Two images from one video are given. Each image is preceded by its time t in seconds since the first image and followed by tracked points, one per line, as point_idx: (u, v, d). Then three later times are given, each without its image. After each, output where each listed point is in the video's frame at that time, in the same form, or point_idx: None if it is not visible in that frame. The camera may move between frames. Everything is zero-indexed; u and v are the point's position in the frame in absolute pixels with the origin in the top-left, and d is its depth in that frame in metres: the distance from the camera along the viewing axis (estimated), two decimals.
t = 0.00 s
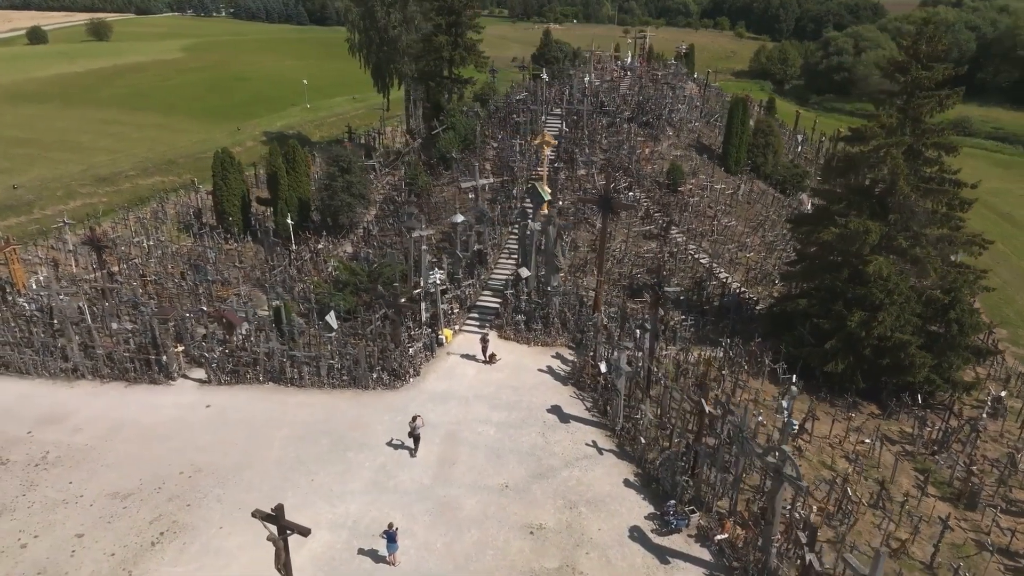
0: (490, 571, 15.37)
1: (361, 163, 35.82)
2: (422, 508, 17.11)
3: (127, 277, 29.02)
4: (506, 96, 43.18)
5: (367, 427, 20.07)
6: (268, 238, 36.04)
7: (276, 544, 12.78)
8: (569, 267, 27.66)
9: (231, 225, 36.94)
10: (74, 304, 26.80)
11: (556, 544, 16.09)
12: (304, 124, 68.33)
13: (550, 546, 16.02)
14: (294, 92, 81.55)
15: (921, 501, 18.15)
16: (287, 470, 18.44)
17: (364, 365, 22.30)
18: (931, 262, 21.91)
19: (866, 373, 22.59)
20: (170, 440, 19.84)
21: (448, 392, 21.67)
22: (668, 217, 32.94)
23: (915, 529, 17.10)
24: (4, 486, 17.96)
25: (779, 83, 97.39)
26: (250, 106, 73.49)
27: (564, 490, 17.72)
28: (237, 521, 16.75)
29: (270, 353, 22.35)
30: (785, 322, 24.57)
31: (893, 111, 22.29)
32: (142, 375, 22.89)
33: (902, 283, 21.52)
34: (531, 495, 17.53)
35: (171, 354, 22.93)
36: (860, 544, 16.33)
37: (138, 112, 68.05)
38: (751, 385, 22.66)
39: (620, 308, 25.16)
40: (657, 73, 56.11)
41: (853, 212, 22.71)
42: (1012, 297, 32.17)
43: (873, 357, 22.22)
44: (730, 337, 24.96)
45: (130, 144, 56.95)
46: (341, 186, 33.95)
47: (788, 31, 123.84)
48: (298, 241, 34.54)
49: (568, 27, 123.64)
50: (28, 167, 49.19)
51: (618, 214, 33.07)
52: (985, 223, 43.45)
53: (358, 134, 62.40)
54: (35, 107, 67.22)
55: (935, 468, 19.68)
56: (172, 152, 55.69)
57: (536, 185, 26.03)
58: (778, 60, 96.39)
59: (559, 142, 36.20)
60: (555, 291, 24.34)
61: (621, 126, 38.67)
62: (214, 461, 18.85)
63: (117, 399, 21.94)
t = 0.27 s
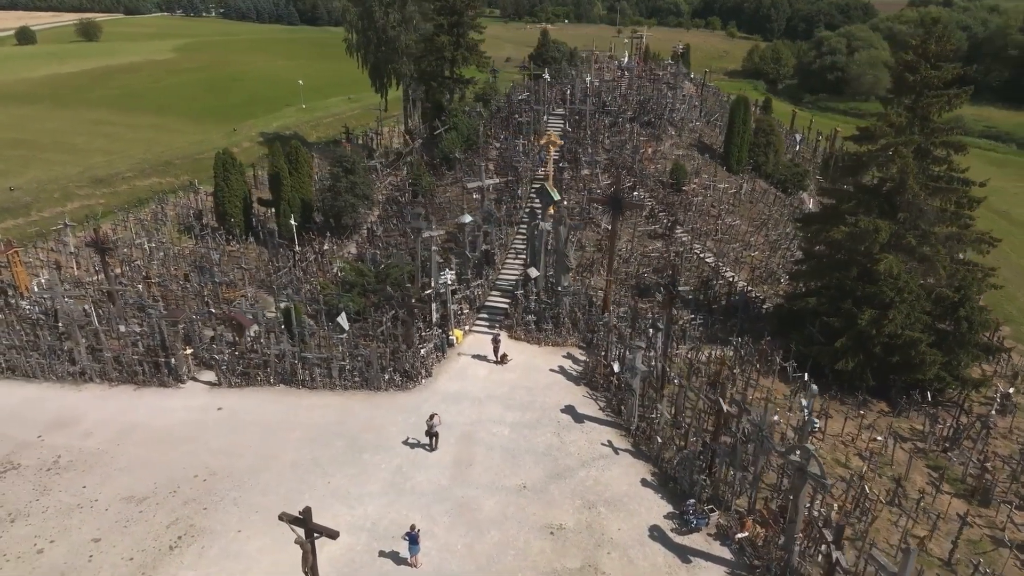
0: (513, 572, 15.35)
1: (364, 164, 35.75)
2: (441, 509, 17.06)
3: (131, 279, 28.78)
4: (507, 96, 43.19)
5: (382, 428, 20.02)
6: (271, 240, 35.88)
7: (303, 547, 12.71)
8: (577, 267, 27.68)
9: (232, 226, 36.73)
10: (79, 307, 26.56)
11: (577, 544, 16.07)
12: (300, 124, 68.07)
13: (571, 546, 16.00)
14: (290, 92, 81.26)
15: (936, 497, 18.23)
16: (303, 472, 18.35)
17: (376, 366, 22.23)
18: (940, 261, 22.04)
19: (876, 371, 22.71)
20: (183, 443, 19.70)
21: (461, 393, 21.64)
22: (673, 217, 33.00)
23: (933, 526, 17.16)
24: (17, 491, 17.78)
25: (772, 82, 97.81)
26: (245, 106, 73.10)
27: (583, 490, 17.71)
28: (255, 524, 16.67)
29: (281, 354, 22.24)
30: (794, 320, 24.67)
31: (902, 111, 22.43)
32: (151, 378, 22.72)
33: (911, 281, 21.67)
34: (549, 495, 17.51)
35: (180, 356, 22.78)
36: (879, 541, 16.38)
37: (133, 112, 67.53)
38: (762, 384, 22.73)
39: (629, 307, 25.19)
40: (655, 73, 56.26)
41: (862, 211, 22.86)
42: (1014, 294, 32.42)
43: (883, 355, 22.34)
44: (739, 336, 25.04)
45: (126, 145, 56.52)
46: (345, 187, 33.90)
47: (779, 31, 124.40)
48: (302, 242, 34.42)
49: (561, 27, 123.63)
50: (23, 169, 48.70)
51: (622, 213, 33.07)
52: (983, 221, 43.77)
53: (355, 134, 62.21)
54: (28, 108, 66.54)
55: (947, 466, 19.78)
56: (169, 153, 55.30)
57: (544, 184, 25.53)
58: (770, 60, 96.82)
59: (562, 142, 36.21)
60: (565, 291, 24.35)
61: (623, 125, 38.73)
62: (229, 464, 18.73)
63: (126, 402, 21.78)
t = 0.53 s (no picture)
0: (534, 572, 15.34)
1: (367, 164, 35.68)
2: (459, 511, 17.03)
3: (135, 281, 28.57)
4: (509, 96, 43.22)
5: (396, 430, 19.95)
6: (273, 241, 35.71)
7: (331, 550, 12.66)
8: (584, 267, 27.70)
9: (234, 228, 36.54)
10: (84, 310, 26.34)
11: (598, 544, 16.08)
12: (296, 125, 67.83)
13: (591, 546, 16.00)
14: (285, 92, 80.94)
15: (951, 494, 18.34)
16: (319, 475, 18.28)
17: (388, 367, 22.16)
18: (949, 259, 22.19)
19: (885, 369, 22.84)
20: (196, 447, 19.59)
21: (473, 393, 21.60)
22: (677, 216, 33.08)
23: (948, 522, 17.27)
24: (30, 496, 17.62)
25: (765, 82, 98.23)
26: (240, 107, 72.69)
27: (600, 490, 17.72)
28: (273, 527, 16.59)
29: (292, 356, 22.14)
30: (802, 319, 24.79)
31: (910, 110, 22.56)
32: (161, 381, 22.58)
33: (921, 279, 21.81)
34: (567, 495, 17.50)
35: (190, 359, 22.64)
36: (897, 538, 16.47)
37: (127, 113, 67.00)
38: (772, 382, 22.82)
39: (638, 307, 25.21)
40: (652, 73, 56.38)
41: (871, 210, 22.99)
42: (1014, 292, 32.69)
43: (892, 353, 22.47)
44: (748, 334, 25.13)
45: (121, 146, 56.09)
46: (348, 188, 33.85)
47: (770, 31, 124.93)
48: (305, 244, 34.30)
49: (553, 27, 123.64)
50: (19, 171, 48.24)
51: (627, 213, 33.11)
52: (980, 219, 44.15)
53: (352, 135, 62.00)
54: (21, 109, 65.90)
55: (959, 462, 19.91)
56: (165, 154, 54.93)
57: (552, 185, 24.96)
58: (763, 59, 97.26)
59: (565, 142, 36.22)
60: (575, 291, 24.35)
61: (625, 125, 38.79)
62: (244, 467, 18.65)
63: (136, 406, 21.62)
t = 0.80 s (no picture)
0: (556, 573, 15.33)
1: (370, 165, 35.55)
2: (478, 512, 16.99)
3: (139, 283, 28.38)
4: (510, 97, 43.21)
5: (410, 431, 19.89)
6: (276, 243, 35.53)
7: (358, 553, 12.62)
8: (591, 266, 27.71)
9: (236, 229, 36.33)
10: (88, 313, 26.13)
11: (618, 544, 16.08)
12: (292, 125, 67.56)
13: (612, 546, 16.00)
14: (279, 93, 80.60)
15: (965, 491, 18.46)
16: (335, 477, 18.20)
17: (399, 369, 22.09)
18: (958, 257, 22.34)
19: (894, 367, 22.99)
20: (209, 450, 19.46)
21: (486, 394, 21.57)
22: (681, 216, 33.14)
23: (964, 518, 17.37)
24: (43, 501, 17.44)
25: (758, 81, 98.58)
26: (234, 107, 72.28)
27: (618, 490, 17.73)
28: (292, 531, 16.50)
29: (303, 358, 22.03)
30: (810, 318, 24.90)
31: (919, 109, 22.69)
32: (170, 384, 22.41)
33: (930, 277, 21.94)
34: (585, 495, 17.50)
35: (199, 361, 22.48)
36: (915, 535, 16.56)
37: (121, 114, 66.47)
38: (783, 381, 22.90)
39: (647, 306, 25.23)
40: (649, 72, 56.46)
41: (879, 209, 23.11)
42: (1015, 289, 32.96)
43: (902, 351, 22.60)
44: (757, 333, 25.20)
45: (117, 147, 55.67)
46: (352, 188, 33.74)
47: (762, 30, 125.40)
48: (308, 245, 34.15)
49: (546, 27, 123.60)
50: (14, 173, 47.77)
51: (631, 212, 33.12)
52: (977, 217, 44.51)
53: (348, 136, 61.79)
54: (13, 110, 65.27)
55: (971, 459, 20.04)
56: (161, 155, 54.54)
57: (562, 186, 25.06)
58: (756, 59, 97.63)
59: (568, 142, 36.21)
60: (585, 291, 24.35)
61: (627, 125, 38.82)
62: (259, 470, 18.54)
63: (145, 409, 21.44)
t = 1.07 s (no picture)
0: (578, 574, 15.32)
1: (373, 165, 35.43)
2: (497, 513, 16.96)
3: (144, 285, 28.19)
4: (511, 97, 43.15)
5: (424, 432, 19.84)
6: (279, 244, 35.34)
7: (386, 555, 12.58)
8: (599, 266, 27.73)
9: (238, 231, 36.12)
10: (94, 316, 25.94)
11: (639, 544, 16.09)
12: (288, 126, 67.27)
13: (632, 546, 16.01)
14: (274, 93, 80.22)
15: (978, 487, 18.57)
16: (351, 479, 18.12)
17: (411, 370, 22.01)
18: (966, 255, 22.49)
19: (903, 365, 23.13)
20: (222, 453, 19.32)
21: (499, 395, 21.54)
22: (685, 215, 33.20)
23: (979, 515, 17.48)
24: (57, 506, 17.28)
25: (751, 80, 98.89)
26: (229, 108, 71.87)
27: (636, 490, 17.73)
28: (310, 533, 16.42)
29: (314, 360, 21.91)
30: (819, 317, 25.01)
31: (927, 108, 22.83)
32: (179, 387, 22.24)
33: (939, 275, 22.10)
34: (603, 496, 17.50)
35: (209, 364, 22.32)
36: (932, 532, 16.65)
37: (115, 115, 65.96)
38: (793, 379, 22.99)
39: (656, 306, 25.27)
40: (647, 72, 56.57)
41: (888, 208, 23.24)
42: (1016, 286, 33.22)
43: (911, 349, 22.73)
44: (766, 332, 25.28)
45: (113, 148, 55.24)
46: (356, 189, 33.64)
47: (753, 30, 125.86)
48: (312, 246, 34.00)
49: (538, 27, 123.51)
50: (9, 175, 47.30)
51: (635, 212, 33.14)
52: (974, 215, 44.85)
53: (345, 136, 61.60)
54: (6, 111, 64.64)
55: (982, 456, 20.17)
56: (157, 156, 54.16)
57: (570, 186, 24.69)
58: (749, 58, 97.96)
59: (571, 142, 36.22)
60: (595, 291, 24.35)
61: (629, 124, 38.84)
62: (274, 473, 18.44)
63: (155, 412, 21.28)
